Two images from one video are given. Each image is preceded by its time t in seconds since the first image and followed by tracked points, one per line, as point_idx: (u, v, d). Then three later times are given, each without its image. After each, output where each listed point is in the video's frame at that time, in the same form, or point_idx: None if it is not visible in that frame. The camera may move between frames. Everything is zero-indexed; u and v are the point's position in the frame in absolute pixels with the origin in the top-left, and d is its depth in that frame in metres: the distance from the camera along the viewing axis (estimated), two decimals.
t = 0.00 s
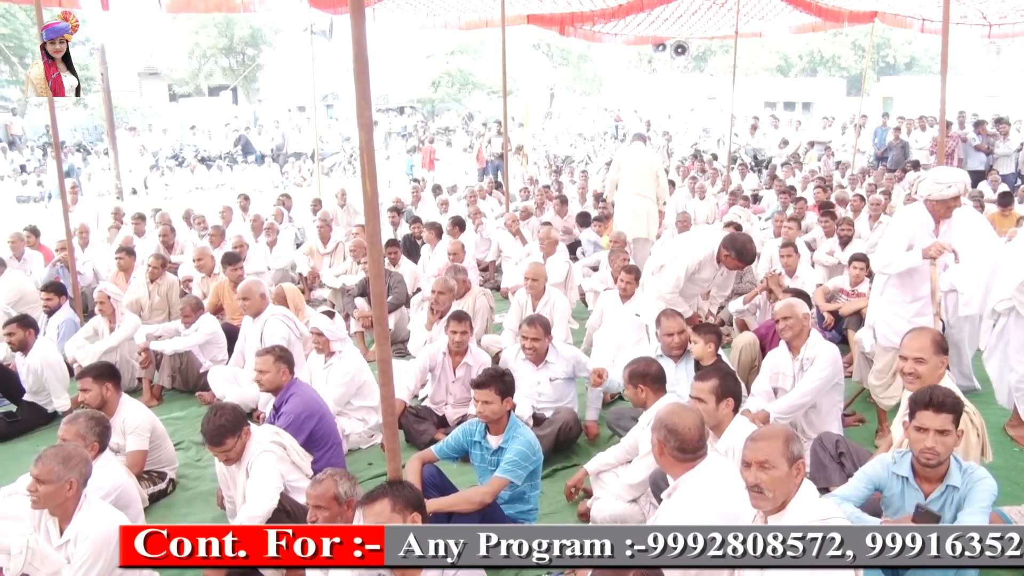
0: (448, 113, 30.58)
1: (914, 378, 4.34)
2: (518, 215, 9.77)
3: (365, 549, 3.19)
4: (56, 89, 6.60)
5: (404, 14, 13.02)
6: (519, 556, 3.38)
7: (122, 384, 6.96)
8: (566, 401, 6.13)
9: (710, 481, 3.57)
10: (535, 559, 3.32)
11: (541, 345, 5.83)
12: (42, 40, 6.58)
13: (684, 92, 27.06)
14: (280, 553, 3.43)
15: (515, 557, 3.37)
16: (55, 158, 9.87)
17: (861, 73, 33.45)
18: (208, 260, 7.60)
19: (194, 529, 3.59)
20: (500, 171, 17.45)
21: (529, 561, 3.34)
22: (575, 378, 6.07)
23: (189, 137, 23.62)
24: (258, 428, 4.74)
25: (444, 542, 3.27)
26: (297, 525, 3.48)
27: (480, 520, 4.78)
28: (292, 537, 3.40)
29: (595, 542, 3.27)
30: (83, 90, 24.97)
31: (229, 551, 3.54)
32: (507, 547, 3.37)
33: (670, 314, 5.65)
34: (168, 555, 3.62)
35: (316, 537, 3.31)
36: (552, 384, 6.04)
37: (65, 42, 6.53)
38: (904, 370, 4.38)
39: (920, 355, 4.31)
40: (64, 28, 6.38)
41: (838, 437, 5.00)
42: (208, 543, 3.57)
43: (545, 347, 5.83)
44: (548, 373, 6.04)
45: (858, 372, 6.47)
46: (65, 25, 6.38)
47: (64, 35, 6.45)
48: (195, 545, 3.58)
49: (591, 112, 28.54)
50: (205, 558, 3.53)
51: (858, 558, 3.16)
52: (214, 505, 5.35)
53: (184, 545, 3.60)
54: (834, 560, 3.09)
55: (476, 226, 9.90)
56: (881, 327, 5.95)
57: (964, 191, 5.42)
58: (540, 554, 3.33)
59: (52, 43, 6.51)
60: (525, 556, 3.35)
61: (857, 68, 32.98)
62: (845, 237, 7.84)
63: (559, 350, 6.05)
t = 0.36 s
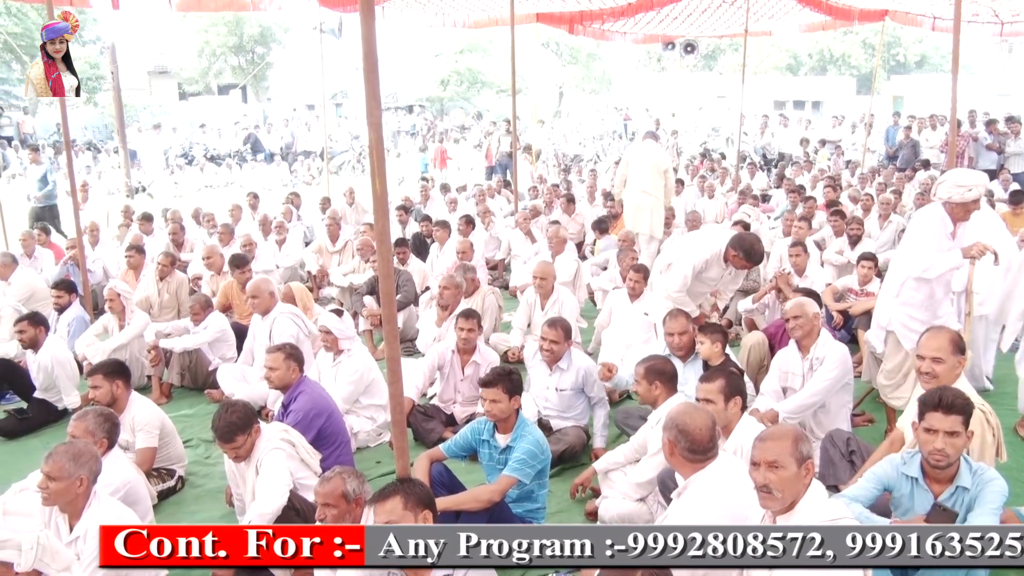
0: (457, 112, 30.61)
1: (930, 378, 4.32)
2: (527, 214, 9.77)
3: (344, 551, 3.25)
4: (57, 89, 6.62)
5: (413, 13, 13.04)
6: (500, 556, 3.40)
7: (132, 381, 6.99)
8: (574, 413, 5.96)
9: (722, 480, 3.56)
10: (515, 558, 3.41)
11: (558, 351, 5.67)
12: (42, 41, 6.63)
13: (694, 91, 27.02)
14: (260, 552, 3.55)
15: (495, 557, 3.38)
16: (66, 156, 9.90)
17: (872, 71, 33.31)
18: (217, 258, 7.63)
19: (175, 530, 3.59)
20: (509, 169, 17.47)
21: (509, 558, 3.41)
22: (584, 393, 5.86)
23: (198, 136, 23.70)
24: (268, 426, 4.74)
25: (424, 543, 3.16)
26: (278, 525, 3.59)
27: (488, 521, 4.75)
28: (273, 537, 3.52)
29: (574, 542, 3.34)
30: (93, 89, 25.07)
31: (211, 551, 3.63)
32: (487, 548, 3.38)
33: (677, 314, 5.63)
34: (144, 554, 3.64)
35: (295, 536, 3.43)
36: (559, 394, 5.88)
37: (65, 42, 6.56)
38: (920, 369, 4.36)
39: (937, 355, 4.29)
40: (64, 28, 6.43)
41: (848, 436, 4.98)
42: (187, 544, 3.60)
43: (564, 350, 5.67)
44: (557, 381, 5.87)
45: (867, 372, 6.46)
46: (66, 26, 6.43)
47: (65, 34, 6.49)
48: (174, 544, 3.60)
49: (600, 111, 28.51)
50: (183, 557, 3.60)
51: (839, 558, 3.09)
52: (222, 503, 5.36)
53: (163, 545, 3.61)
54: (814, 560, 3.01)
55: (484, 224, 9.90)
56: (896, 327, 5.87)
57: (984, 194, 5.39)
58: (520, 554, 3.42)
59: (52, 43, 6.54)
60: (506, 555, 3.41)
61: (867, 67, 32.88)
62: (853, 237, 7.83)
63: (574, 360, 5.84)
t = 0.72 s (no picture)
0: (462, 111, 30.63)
1: (938, 379, 4.32)
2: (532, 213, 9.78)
3: (325, 550, 3.29)
4: (57, 90, 6.68)
5: (419, 11, 13.05)
6: (480, 556, 3.23)
7: (138, 379, 7.02)
8: (583, 413, 5.94)
9: (727, 478, 3.56)
10: (495, 559, 3.25)
11: (571, 350, 5.68)
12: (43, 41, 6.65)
13: (700, 90, 27.00)
14: (241, 553, 3.51)
15: (477, 556, 3.22)
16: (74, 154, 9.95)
17: (879, 70, 33.21)
18: (223, 256, 7.66)
19: (155, 529, 3.59)
20: (515, 168, 17.49)
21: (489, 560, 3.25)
22: (593, 393, 5.83)
23: (204, 135, 23.76)
24: (274, 424, 4.74)
25: (404, 543, 3.12)
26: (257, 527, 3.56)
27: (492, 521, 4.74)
28: (252, 537, 3.51)
29: (555, 543, 3.34)
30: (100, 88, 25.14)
31: (189, 551, 3.51)
32: (467, 547, 3.18)
33: (682, 314, 5.62)
34: (123, 555, 3.63)
35: (275, 535, 3.45)
36: (567, 392, 5.87)
37: (65, 42, 6.58)
38: (927, 371, 4.35)
39: (944, 356, 4.28)
40: (65, 28, 6.45)
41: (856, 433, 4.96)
42: (167, 544, 3.53)
43: (576, 348, 5.69)
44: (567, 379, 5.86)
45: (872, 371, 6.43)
46: (66, 26, 6.45)
47: (65, 35, 6.51)
48: (152, 544, 3.58)
49: (605, 110, 28.50)
50: (161, 558, 3.54)
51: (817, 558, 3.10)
52: (227, 501, 5.37)
53: (142, 545, 3.61)
54: (794, 560, 3.09)
55: (489, 222, 9.91)
56: (921, 328, 5.79)
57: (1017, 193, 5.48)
58: (501, 554, 3.27)
59: (52, 44, 6.56)
60: (486, 555, 3.25)
61: (873, 66, 32.81)
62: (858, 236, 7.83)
63: (584, 359, 5.83)
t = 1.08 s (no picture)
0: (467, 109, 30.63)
1: (942, 381, 4.30)
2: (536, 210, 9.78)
3: (304, 549, 3.55)
4: (57, 90, 6.69)
5: (423, 7, 13.05)
6: (460, 556, 3.19)
7: (143, 376, 7.03)
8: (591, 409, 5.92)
9: (729, 475, 3.56)
10: (476, 559, 3.22)
11: (568, 348, 5.62)
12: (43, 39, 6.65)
13: (705, 88, 26.97)
14: (220, 552, 3.74)
15: (457, 557, 3.17)
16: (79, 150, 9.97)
17: (884, 67, 33.10)
18: (227, 253, 7.67)
19: (135, 529, 3.64)
20: (519, 165, 17.48)
21: (470, 559, 3.21)
22: (597, 390, 5.82)
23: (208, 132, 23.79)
24: (279, 419, 4.73)
25: (384, 542, 3.16)
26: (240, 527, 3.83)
27: (496, 519, 4.74)
28: (232, 537, 3.77)
29: (535, 542, 3.55)
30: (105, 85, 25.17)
31: (172, 551, 3.72)
32: (448, 547, 3.17)
33: (685, 311, 5.61)
34: (103, 554, 3.60)
35: (253, 536, 3.76)
36: (572, 391, 5.87)
37: (65, 41, 6.58)
38: (931, 372, 4.34)
39: (947, 357, 4.27)
40: (64, 27, 6.45)
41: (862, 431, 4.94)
42: (148, 543, 3.65)
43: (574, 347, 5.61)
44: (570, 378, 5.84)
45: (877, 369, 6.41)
46: (66, 24, 6.44)
47: (65, 34, 6.51)
48: (134, 544, 3.63)
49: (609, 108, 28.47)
50: (142, 557, 3.64)
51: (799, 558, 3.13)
52: (231, 497, 5.38)
53: (123, 545, 3.62)
54: (774, 559, 3.16)
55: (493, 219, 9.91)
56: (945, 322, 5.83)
57: None
58: (482, 553, 3.25)
59: (52, 43, 6.56)
60: (466, 555, 3.19)
61: (878, 63, 32.73)
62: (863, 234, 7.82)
63: (585, 357, 5.78)
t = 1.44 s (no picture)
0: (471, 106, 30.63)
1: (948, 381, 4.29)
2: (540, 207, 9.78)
3: (287, 549, 3.62)
4: (57, 89, 6.70)
5: (427, 4, 13.04)
6: (440, 556, 3.16)
7: (147, 372, 7.05)
8: (594, 402, 5.96)
9: (738, 474, 3.56)
10: (455, 559, 3.15)
11: (565, 336, 5.71)
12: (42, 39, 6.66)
13: (710, 85, 26.94)
14: (201, 552, 3.77)
15: (436, 557, 3.14)
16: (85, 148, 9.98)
17: (889, 63, 33.02)
18: (232, 250, 7.68)
19: (116, 529, 3.64)
20: (524, 162, 17.47)
21: (448, 559, 3.16)
22: (597, 379, 5.86)
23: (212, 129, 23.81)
24: (287, 416, 4.72)
25: (363, 542, 3.24)
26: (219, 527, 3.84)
27: (499, 517, 4.73)
28: (213, 537, 3.78)
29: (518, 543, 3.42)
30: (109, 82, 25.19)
31: (151, 551, 3.69)
32: (427, 547, 3.14)
33: (691, 305, 5.59)
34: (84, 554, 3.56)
35: (234, 536, 3.77)
36: (573, 382, 5.92)
37: (65, 41, 6.58)
38: (937, 373, 4.33)
39: (954, 358, 4.26)
40: (64, 26, 6.45)
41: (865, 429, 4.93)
42: (127, 543, 3.66)
43: (572, 334, 5.72)
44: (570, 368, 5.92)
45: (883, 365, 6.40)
46: (65, 24, 6.44)
47: (64, 34, 6.52)
48: (114, 544, 3.64)
49: (614, 105, 28.45)
50: (121, 557, 3.66)
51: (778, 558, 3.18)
52: (236, 494, 5.39)
53: (104, 544, 3.62)
54: (754, 559, 3.21)
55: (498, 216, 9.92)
56: (966, 315, 5.82)
57: None
58: (462, 554, 3.18)
59: (52, 43, 6.57)
60: (445, 555, 3.16)
61: (883, 60, 32.66)
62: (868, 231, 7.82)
63: (583, 347, 5.84)
